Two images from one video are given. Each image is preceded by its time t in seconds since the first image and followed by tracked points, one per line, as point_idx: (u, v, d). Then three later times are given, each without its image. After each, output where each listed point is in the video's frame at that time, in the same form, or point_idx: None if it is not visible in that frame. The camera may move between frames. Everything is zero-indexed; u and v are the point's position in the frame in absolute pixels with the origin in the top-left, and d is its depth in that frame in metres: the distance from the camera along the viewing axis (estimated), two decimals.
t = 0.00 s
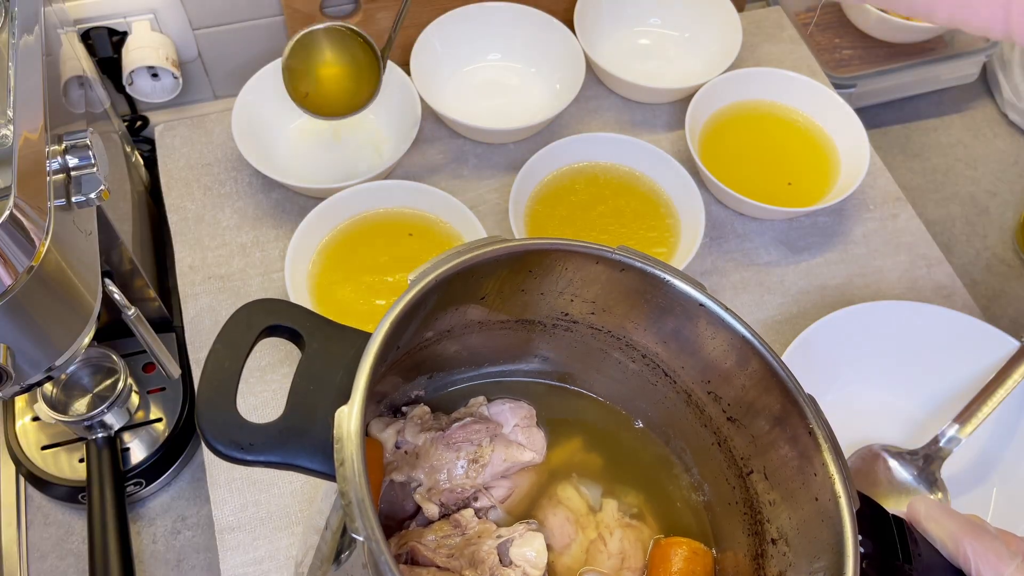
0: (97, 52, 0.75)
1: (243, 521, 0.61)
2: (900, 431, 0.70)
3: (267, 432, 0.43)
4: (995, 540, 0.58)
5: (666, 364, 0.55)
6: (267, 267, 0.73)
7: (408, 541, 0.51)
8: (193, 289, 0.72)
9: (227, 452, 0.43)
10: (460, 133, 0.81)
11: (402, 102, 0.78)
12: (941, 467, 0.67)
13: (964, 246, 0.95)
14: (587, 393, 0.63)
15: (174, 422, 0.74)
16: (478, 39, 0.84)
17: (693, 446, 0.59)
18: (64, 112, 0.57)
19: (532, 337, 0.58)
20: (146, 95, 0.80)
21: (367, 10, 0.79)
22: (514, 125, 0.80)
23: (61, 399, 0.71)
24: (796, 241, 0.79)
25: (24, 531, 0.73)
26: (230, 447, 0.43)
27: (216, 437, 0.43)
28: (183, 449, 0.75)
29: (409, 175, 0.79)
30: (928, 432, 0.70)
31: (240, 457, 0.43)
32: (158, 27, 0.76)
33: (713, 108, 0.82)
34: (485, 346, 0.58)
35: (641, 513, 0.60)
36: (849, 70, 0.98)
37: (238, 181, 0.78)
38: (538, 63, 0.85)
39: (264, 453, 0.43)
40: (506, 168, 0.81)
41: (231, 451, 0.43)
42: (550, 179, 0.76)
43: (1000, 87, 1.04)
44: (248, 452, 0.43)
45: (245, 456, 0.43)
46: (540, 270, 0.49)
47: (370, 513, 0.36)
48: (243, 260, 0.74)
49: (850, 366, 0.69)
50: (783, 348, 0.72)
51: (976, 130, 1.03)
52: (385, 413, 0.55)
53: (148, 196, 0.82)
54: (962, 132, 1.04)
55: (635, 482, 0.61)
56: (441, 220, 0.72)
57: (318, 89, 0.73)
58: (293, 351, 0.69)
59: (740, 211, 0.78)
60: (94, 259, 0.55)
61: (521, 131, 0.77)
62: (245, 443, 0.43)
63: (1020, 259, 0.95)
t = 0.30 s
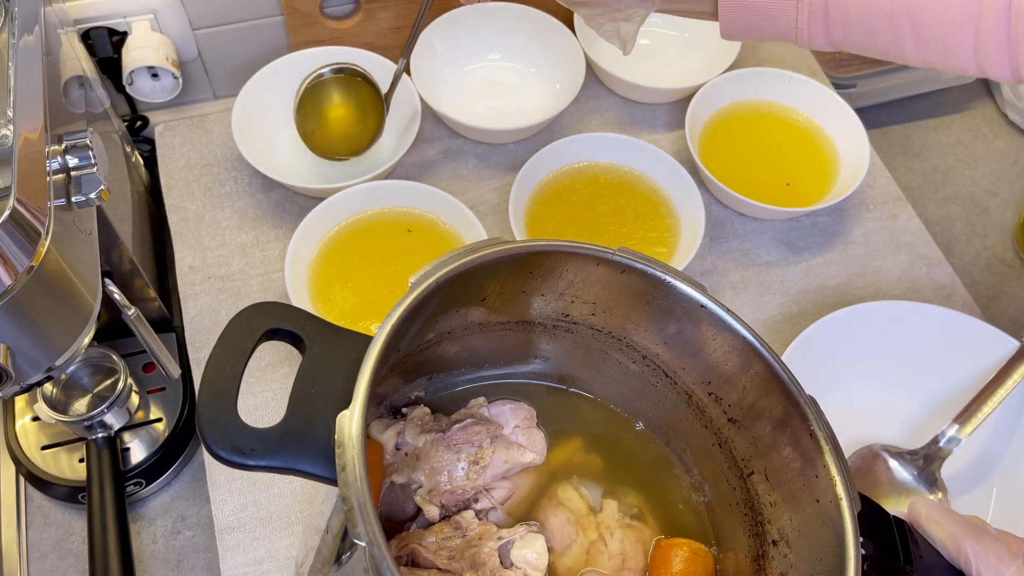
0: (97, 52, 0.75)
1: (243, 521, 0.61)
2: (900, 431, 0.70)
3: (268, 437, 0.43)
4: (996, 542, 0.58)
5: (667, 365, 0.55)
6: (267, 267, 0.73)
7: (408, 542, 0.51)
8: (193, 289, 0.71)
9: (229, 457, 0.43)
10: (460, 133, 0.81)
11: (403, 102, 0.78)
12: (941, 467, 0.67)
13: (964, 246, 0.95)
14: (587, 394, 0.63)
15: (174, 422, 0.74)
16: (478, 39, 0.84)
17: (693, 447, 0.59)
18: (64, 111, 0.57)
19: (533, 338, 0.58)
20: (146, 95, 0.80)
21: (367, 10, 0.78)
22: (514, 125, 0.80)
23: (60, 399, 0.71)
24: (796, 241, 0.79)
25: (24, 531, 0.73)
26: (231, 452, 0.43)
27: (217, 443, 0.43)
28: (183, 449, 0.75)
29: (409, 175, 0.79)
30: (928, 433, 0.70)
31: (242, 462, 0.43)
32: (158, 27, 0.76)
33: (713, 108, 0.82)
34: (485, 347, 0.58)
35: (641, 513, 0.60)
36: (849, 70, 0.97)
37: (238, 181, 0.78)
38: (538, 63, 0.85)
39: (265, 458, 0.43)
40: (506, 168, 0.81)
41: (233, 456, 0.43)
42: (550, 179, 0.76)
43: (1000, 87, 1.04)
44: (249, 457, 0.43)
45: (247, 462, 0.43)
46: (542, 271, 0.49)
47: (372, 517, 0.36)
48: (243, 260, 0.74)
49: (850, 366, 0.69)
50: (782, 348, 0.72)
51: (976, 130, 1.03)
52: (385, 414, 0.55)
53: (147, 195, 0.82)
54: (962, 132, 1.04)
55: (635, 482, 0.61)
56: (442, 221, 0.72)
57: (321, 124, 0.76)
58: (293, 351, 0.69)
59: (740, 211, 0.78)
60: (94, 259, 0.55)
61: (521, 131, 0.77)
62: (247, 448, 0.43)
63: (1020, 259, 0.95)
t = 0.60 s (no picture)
0: (97, 52, 0.75)
1: (243, 521, 0.61)
2: (900, 430, 0.70)
3: (268, 436, 0.43)
4: (996, 542, 0.57)
5: (667, 365, 0.55)
6: (267, 267, 0.73)
7: (408, 542, 0.51)
8: (193, 289, 0.71)
9: (229, 456, 0.43)
10: (460, 133, 0.81)
11: (403, 102, 0.78)
12: (941, 467, 0.67)
13: (964, 246, 0.95)
14: (587, 394, 0.63)
15: (174, 422, 0.74)
16: (478, 39, 0.84)
17: (693, 447, 0.59)
18: (64, 111, 0.57)
19: (533, 338, 0.58)
20: (146, 95, 0.80)
21: (367, 9, 0.78)
22: (514, 125, 0.80)
23: (60, 399, 0.71)
24: (796, 241, 0.79)
25: (24, 531, 0.73)
26: (231, 451, 0.43)
27: (217, 442, 0.43)
28: (183, 449, 0.75)
29: (409, 175, 0.79)
30: (928, 433, 0.70)
31: (241, 461, 0.43)
32: (158, 27, 0.76)
33: (713, 108, 0.82)
34: (485, 347, 0.58)
35: (641, 513, 0.60)
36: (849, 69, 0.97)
37: (238, 181, 0.78)
38: (538, 63, 0.85)
39: (265, 457, 0.43)
40: (506, 168, 0.81)
41: (232, 455, 0.43)
42: (550, 179, 0.76)
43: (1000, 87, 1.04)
44: (249, 457, 0.43)
45: (247, 461, 0.43)
46: (542, 271, 0.49)
47: (372, 517, 0.36)
48: (243, 260, 0.74)
49: (850, 366, 0.69)
50: (782, 348, 0.72)
51: (976, 130, 1.03)
52: (385, 414, 0.55)
53: (147, 195, 0.82)
54: (962, 132, 1.04)
55: (635, 482, 0.61)
56: (442, 221, 0.72)
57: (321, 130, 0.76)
58: (293, 351, 0.69)
59: (740, 211, 0.78)
60: (94, 259, 0.55)
61: (521, 131, 0.77)
62: (246, 447, 0.43)
63: (1020, 259, 0.95)
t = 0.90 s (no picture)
0: (97, 52, 0.75)
1: (243, 521, 0.61)
2: (900, 431, 0.70)
3: (268, 437, 0.43)
4: (997, 543, 0.57)
5: (668, 365, 0.55)
6: (267, 267, 0.73)
7: (408, 542, 0.51)
8: (193, 289, 0.71)
9: (229, 457, 0.43)
10: (460, 133, 0.81)
11: (402, 101, 0.78)
12: (941, 467, 0.67)
13: (964, 246, 0.95)
14: (587, 394, 0.63)
15: (174, 422, 0.74)
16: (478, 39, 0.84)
17: (694, 447, 0.59)
18: (64, 111, 0.57)
19: (533, 338, 0.58)
20: (146, 95, 0.80)
21: (367, 10, 0.78)
22: (514, 125, 0.80)
23: (60, 399, 0.71)
24: (796, 241, 0.79)
25: (24, 531, 0.73)
26: (231, 452, 0.43)
27: (217, 443, 0.43)
28: (183, 449, 0.75)
29: (409, 175, 0.79)
30: (929, 433, 0.70)
31: (242, 461, 0.43)
32: (158, 27, 0.76)
33: (713, 108, 0.82)
34: (485, 347, 0.58)
35: (641, 514, 0.60)
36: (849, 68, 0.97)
37: (238, 181, 0.78)
38: (538, 63, 0.85)
39: (265, 458, 0.43)
40: (506, 168, 0.81)
41: (232, 456, 0.43)
42: (550, 179, 0.76)
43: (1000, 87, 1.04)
44: (249, 457, 0.43)
45: (247, 461, 0.43)
46: (542, 271, 0.49)
47: (372, 517, 0.36)
48: (243, 260, 0.74)
49: (850, 366, 0.69)
50: (782, 348, 0.72)
51: (976, 130, 1.03)
52: (385, 414, 0.55)
53: (147, 195, 0.82)
54: (962, 132, 1.04)
55: (635, 482, 0.61)
56: (442, 221, 0.72)
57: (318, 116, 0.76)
58: (293, 351, 0.69)
59: (740, 211, 0.78)
60: (94, 259, 0.55)
61: (521, 131, 0.77)
62: (247, 448, 0.43)
63: (1020, 259, 0.94)
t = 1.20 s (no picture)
0: (97, 52, 0.75)
1: (243, 521, 0.61)
2: (900, 431, 0.70)
3: (268, 435, 0.43)
4: (997, 543, 0.57)
5: (668, 365, 0.55)
6: (267, 267, 0.73)
7: (408, 542, 0.51)
8: (193, 289, 0.71)
9: (228, 455, 0.43)
10: (460, 133, 0.81)
11: (403, 101, 0.78)
12: (941, 467, 0.67)
13: (964, 246, 0.95)
14: (587, 394, 0.63)
15: (174, 422, 0.74)
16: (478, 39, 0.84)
17: (694, 447, 0.59)
18: (64, 111, 0.57)
19: (533, 337, 0.58)
20: (146, 95, 0.80)
21: (367, 10, 0.78)
22: (514, 126, 0.80)
23: (61, 399, 0.71)
24: (796, 241, 0.79)
25: (24, 531, 0.73)
26: (231, 450, 0.43)
27: (217, 441, 0.43)
28: (183, 449, 0.75)
29: (409, 175, 0.79)
30: (929, 433, 0.70)
31: (241, 460, 0.42)
32: (158, 28, 0.76)
33: (713, 108, 0.82)
34: (485, 347, 0.58)
35: (641, 513, 0.60)
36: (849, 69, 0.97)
37: (238, 181, 0.78)
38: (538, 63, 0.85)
39: (264, 456, 0.43)
40: (506, 168, 0.81)
41: (232, 454, 0.43)
42: (550, 179, 0.76)
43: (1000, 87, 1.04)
44: (248, 455, 0.43)
45: (246, 459, 0.42)
46: (542, 270, 0.49)
47: (371, 516, 0.36)
48: (243, 260, 0.74)
49: (850, 366, 0.69)
50: (782, 347, 0.72)
51: (976, 130, 1.03)
52: (385, 413, 0.55)
53: (147, 196, 0.82)
54: (962, 132, 1.04)
55: (635, 482, 0.61)
56: (442, 222, 0.72)
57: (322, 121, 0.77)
58: (293, 351, 0.69)
59: (740, 211, 0.78)
60: (95, 259, 0.55)
61: (521, 131, 0.77)
62: (246, 446, 0.43)
63: (1020, 259, 0.94)
